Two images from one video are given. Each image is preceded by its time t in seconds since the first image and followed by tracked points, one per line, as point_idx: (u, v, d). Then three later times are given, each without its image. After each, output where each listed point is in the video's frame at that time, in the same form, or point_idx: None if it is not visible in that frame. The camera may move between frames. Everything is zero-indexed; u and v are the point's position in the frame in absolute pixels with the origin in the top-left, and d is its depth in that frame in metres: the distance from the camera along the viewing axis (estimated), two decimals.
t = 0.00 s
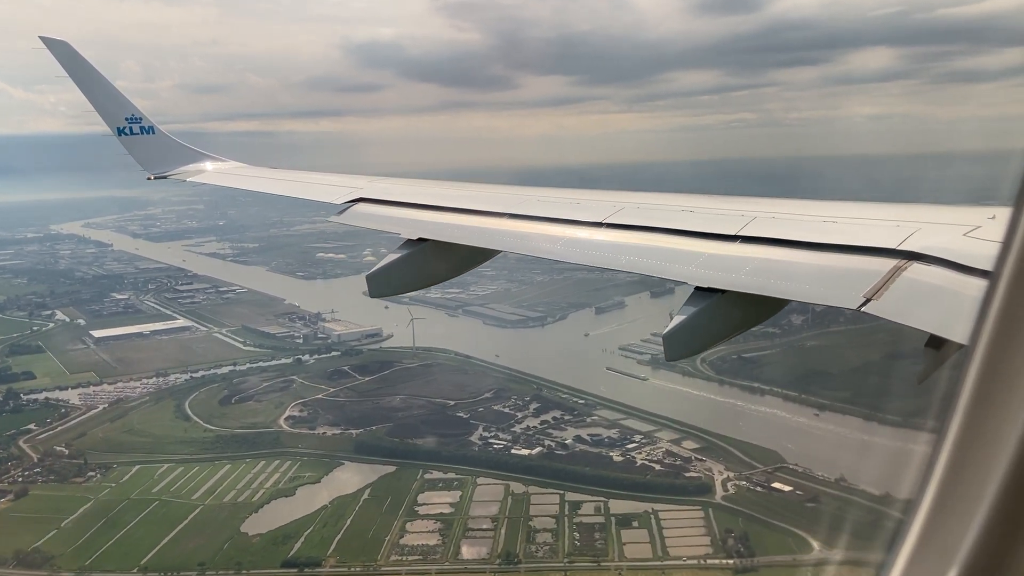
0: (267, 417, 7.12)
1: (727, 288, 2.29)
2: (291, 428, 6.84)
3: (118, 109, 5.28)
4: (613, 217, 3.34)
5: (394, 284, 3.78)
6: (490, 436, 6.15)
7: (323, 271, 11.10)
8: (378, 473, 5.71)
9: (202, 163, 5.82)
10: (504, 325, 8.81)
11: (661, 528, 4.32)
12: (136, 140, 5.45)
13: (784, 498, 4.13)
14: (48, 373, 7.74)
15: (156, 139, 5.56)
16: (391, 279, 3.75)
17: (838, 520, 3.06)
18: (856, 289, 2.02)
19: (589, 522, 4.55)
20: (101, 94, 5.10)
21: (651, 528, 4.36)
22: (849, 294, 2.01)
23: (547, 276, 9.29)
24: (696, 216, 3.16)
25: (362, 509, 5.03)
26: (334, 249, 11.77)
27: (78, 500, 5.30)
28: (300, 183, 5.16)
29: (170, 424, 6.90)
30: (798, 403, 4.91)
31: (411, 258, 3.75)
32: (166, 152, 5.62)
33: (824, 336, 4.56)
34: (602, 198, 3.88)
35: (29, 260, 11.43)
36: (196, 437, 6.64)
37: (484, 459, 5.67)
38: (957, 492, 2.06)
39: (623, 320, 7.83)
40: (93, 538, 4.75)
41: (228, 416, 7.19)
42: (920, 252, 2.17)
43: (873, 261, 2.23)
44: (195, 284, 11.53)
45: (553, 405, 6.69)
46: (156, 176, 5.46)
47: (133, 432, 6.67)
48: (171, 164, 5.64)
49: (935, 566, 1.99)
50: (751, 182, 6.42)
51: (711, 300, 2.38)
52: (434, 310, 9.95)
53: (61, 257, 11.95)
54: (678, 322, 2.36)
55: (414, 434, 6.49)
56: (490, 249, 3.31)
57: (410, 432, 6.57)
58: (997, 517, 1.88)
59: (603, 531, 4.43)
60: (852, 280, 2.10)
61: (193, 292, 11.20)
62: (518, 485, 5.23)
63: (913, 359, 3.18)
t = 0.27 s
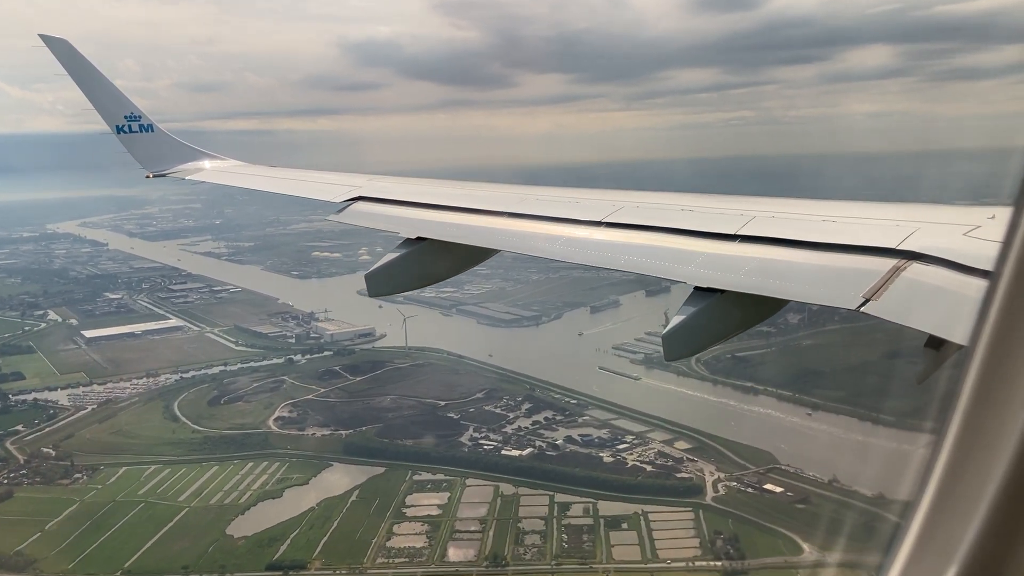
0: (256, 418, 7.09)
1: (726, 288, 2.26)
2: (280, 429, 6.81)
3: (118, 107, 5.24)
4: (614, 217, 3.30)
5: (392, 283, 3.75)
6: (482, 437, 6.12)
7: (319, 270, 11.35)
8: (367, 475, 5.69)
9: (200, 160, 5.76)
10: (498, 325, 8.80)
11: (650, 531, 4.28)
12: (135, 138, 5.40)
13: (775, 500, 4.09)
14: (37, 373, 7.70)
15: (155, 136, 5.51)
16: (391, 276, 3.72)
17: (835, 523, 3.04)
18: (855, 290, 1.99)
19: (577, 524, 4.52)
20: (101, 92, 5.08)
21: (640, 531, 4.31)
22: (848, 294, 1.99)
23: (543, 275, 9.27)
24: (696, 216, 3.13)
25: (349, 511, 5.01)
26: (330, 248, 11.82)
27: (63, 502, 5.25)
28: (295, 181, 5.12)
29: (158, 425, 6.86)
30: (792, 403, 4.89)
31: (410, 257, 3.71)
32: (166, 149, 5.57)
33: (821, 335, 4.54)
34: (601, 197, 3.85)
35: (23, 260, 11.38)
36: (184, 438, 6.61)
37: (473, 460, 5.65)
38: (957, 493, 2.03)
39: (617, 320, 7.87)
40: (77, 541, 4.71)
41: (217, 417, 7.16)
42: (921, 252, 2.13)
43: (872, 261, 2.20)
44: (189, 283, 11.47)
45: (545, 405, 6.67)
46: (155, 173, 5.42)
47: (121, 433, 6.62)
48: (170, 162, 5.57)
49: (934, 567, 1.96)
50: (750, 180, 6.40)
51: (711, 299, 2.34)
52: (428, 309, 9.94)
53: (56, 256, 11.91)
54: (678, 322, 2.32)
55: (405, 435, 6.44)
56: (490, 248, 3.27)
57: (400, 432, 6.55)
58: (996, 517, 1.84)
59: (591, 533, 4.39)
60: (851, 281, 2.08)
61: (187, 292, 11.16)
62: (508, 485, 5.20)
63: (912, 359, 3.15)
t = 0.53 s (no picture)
0: (245, 420, 7.07)
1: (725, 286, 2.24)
2: (270, 430, 6.79)
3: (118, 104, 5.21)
4: (612, 215, 3.27)
5: (391, 282, 3.71)
6: (472, 438, 6.10)
7: (314, 270, 11.24)
8: (356, 477, 5.67)
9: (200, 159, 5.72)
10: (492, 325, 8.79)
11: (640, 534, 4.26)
12: (134, 135, 5.35)
13: (766, 502, 4.08)
14: (28, 374, 7.66)
15: (154, 134, 5.47)
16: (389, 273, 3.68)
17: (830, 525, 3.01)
18: (853, 288, 1.96)
19: (565, 526, 4.50)
20: (100, 90, 5.03)
21: (629, 533, 4.29)
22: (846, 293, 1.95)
23: (539, 274, 9.26)
24: (694, 214, 3.09)
25: (336, 514, 4.99)
26: (326, 248, 11.79)
27: (48, 504, 5.17)
28: (291, 179, 5.10)
29: (146, 426, 6.83)
30: (786, 403, 4.89)
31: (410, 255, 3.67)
32: (166, 147, 5.52)
33: (818, 334, 4.51)
34: (600, 195, 3.82)
35: (18, 260, 11.33)
36: (172, 439, 6.57)
37: (462, 463, 5.63)
38: (955, 494, 2.00)
39: (612, 320, 7.87)
40: (62, 541, 4.63)
41: (206, 418, 7.13)
42: (920, 250, 2.10)
43: (869, 259, 2.16)
44: (183, 283, 11.42)
45: (537, 405, 6.65)
46: (155, 170, 5.37)
47: (109, 434, 6.57)
48: (169, 159, 5.52)
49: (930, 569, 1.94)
50: (749, 178, 6.37)
51: (710, 299, 2.32)
52: (422, 309, 9.92)
53: (52, 256, 11.87)
54: (678, 320, 2.29)
55: (394, 437, 6.43)
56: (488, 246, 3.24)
57: (389, 434, 6.53)
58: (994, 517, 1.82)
59: (579, 535, 4.36)
60: (849, 278, 2.04)
61: (181, 292, 11.10)
62: (497, 487, 5.19)
63: (909, 359, 3.12)
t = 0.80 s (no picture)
0: (233, 421, 7.03)
1: (723, 285, 2.20)
2: (258, 432, 6.75)
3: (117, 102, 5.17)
4: (612, 212, 3.23)
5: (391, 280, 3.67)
6: (461, 440, 6.08)
7: (309, 269, 11.26)
8: (344, 479, 5.65)
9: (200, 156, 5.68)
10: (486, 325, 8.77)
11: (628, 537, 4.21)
12: (133, 133, 5.31)
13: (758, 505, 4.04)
14: (18, 376, 7.62)
15: (153, 132, 5.43)
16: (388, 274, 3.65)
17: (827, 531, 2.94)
18: (852, 285, 1.93)
19: (553, 529, 4.47)
20: (100, 87, 4.98)
21: (618, 536, 4.22)
22: (845, 290, 1.92)
23: (534, 274, 9.24)
24: (693, 211, 3.06)
25: (323, 516, 4.96)
26: (321, 248, 11.77)
27: (31, 507, 5.14)
28: (286, 176, 5.07)
29: (134, 427, 6.79)
30: (778, 403, 4.88)
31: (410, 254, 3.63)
32: (165, 145, 5.49)
33: (814, 333, 4.48)
34: (600, 192, 3.79)
35: (13, 260, 11.28)
36: (160, 441, 6.54)
37: (451, 465, 5.61)
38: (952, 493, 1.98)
39: (606, 320, 7.93)
40: (45, 545, 4.61)
41: (195, 419, 7.10)
42: (920, 247, 2.08)
43: (867, 257, 2.14)
44: (177, 283, 11.37)
45: (529, 406, 6.63)
46: (153, 168, 5.33)
47: (97, 435, 6.53)
48: (168, 157, 5.49)
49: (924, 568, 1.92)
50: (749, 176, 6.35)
51: (709, 296, 2.28)
52: (416, 309, 9.91)
53: (48, 256, 11.82)
54: (677, 318, 2.24)
55: (383, 438, 6.41)
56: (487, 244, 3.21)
57: (378, 435, 6.50)
58: (991, 515, 1.81)
59: (567, 538, 4.32)
60: (849, 275, 2.01)
61: (175, 292, 11.07)
62: (486, 489, 5.15)
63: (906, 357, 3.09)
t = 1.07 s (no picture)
0: (222, 423, 7.01)
1: (724, 283, 2.18)
2: (248, 434, 6.77)
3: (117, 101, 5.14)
4: (611, 210, 3.20)
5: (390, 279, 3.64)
6: (451, 442, 6.09)
7: (304, 268, 11.15)
8: (332, 481, 5.63)
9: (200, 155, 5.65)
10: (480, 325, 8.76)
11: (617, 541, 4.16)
12: (133, 132, 5.28)
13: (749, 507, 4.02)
14: (8, 376, 7.58)
15: (153, 131, 5.40)
16: (388, 271, 3.62)
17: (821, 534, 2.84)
18: (851, 284, 1.92)
19: (541, 533, 4.41)
20: (99, 86, 4.95)
21: (606, 541, 4.19)
22: (845, 289, 1.91)
23: (530, 273, 9.23)
24: (693, 209, 3.03)
25: (309, 519, 4.93)
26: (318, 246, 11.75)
27: (17, 510, 5.11)
28: (282, 174, 5.06)
29: (123, 430, 6.77)
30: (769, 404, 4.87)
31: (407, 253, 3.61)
32: (165, 144, 5.46)
33: (807, 333, 4.46)
34: (600, 190, 3.76)
35: (9, 260, 11.22)
36: (147, 443, 6.52)
37: (438, 467, 5.62)
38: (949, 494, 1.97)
39: (601, 320, 7.91)
40: (30, 548, 4.58)
41: (183, 421, 7.08)
42: (918, 245, 2.06)
43: (866, 254, 2.11)
44: (173, 283, 11.35)
45: (521, 408, 6.63)
46: (153, 167, 5.30)
47: (86, 436, 6.50)
48: (168, 156, 5.46)
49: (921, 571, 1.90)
50: (749, 174, 6.33)
51: (708, 294, 2.28)
52: (411, 308, 9.90)
53: (44, 255, 11.78)
54: (678, 315, 2.25)
55: (371, 440, 6.42)
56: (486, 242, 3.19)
57: (368, 437, 6.51)
58: (990, 516, 1.80)
59: (555, 541, 4.26)
60: (847, 273, 2.00)
61: (170, 292, 11.03)
62: (474, 492, 5.11)
63: (902, 356, 3.07)
